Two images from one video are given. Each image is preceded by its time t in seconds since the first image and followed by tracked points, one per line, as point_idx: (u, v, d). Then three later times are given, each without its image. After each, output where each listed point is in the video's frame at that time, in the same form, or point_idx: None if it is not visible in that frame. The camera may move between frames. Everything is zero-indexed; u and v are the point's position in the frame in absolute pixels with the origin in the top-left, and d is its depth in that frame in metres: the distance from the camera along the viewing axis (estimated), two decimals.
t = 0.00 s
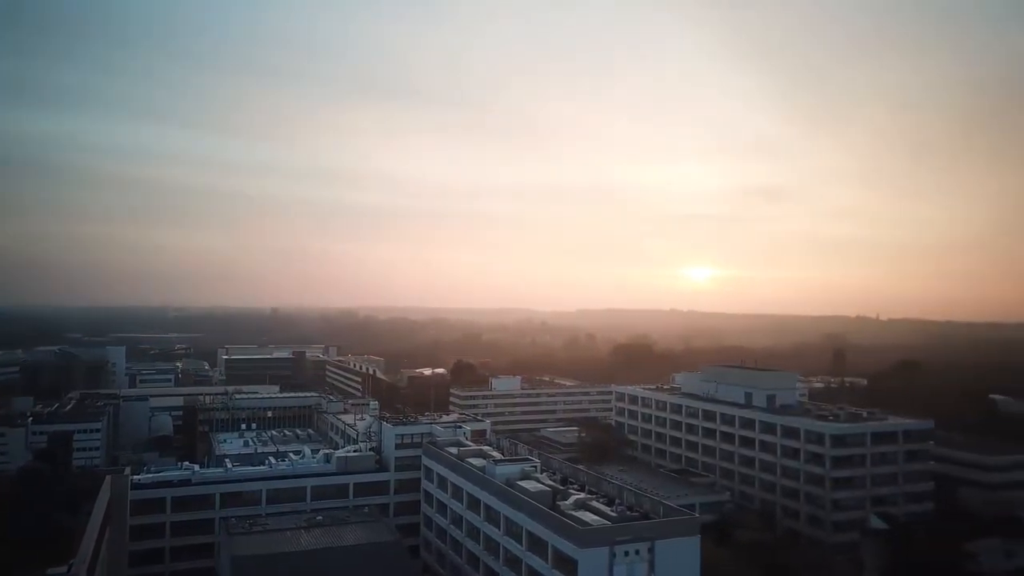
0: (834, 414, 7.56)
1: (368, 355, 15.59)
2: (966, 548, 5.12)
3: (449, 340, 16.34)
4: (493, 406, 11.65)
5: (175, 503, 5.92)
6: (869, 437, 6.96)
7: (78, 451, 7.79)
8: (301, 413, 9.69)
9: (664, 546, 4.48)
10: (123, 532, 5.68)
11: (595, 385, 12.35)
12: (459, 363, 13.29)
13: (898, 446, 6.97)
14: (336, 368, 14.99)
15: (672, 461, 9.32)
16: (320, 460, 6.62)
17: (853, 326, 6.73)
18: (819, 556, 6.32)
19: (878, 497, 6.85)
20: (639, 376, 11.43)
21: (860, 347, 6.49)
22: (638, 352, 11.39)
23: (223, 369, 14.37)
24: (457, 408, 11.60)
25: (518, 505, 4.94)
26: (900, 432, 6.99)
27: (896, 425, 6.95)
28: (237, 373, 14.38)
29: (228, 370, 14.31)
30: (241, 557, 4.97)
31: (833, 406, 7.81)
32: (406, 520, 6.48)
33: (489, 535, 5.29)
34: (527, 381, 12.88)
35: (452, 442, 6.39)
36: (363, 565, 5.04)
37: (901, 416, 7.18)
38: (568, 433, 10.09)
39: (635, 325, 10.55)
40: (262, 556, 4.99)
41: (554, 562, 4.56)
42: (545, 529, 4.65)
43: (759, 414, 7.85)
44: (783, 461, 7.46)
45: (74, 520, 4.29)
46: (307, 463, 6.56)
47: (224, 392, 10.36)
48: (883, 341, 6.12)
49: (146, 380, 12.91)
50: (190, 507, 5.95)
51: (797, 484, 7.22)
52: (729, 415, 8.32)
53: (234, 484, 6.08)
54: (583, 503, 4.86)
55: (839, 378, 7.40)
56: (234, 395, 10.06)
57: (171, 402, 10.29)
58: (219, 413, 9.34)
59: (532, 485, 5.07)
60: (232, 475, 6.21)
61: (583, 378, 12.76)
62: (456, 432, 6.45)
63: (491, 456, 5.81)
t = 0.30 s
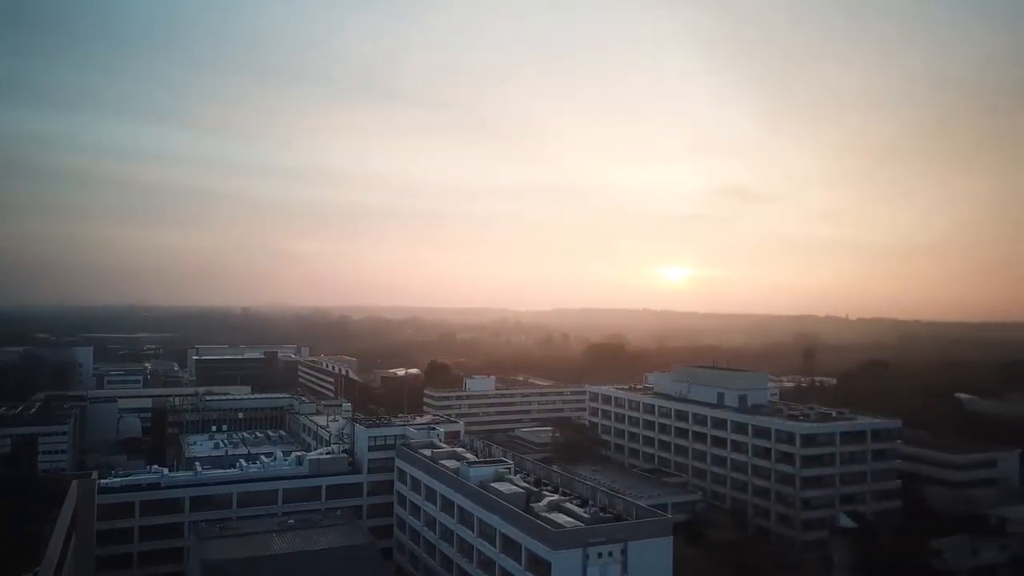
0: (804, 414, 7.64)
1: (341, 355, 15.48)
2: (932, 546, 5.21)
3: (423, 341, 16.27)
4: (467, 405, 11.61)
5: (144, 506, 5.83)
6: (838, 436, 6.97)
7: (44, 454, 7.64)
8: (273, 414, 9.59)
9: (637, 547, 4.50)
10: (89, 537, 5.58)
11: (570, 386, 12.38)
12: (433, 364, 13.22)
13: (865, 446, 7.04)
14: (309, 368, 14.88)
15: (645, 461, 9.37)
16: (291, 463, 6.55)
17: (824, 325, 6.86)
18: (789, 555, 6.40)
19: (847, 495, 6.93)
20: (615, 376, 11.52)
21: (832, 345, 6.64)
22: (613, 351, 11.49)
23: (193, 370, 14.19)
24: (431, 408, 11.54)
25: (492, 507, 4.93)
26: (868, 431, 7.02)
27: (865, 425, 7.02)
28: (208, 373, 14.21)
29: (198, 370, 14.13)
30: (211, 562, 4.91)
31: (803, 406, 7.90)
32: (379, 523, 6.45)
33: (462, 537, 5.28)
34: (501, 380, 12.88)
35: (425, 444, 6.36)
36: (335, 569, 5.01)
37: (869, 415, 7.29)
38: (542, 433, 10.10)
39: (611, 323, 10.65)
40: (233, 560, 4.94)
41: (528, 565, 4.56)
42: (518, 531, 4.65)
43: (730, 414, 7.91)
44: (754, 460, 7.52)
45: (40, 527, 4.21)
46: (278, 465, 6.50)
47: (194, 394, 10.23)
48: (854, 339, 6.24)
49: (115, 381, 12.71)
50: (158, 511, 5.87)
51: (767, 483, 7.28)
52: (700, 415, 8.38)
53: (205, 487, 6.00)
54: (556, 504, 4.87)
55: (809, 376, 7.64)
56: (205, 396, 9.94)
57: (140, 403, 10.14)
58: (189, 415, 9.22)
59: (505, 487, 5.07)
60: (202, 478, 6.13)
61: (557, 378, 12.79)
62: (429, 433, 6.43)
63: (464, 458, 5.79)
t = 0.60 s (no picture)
0: (774, 413, 7.73)
1: (314, 356, 15.37)
2: (899, 544, 5.30)
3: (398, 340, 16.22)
4: (440, 407, 11.57)
5: (112, 511, 5.74)
6: (807, 436, 7.07)
7: (7, 458, 7.49)
8: (244, 416, 9.49)
9: (610, 548, 4.53)
10: (54, 543, 5.48)
11: (544, 386, 12.44)
12: (406, 364, 13.15)
13: (834, 445, 7.14)
14: (281, 369, 14.76)
15: (618, 461, 9.42)
16: (262, 465, 6.49)
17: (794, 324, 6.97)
18: (759, 553, 6.47)
19: (816, 494, 7.03)
20: (588, 376, 11.57)
21: (800, 344, 6.76)
22: (586, 351, 11.55)
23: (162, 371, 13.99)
24: (404, 409, 11.50)
25: (465, 509, 4.93)
26: (836, 431, 7.14)
27: (834, 424, 7.13)
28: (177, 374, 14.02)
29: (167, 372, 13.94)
30: (180, 567, 4.84)
31: (773, 406, 7.99)
32: (352, 525, 6.41)
33: (436, 539, 5.27)
34: (476, 381, 12.88)
35: (398, 446, 6.33)
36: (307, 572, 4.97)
37: (837, 415, 7.40)
38: (516, 434, 10.11)
39: (584, 324, 10.69)
40: (203, 565, 4.88)
41: (501, 567, 4.56)
42: (491, 533, 4.65)
43: (702, 414, 7.97)
44: (726, 460, 7.60)
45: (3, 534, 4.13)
46: (249, 468, 6.43)
47: (163, 396, 10.09)
48: (822, 338, 6.32)
49: (82, 384, 12.49)
50: (125, 515, 5.78)
51: (738, 483, 7.36)
52: (672, 415, 8.44)
53: (174, 491, 5.92)
54: (530, 506, 4.87)
55: (780, 376, 7.87)
56: (174, 398, 9.80)
57: (107, 406, 9.98)
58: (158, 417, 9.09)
59: (479, 489, 5.06)
60: (171, 481, 6.05)
61: (531, 379, 12.83)
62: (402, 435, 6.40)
63: (437, 460, 5.78)
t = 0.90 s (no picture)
0: (745, 413, 7.81)
1: (286, 357, 15.23)
2: (868, 543, 5.38)
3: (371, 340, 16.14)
4: (414, 408, 11.53)
5: (78, 517, 5.64)
6: (778, 436, 7.14)
7: None
8: (215, 418, 9.38)
9: (583, 550, 4.54)
10: (18, 550, 5.37)
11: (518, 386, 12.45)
12: (379, 364, 13.07)
13: (804, 445, 7.23)
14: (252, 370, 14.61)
15: (592, 461, 9.45)
16: (233, 468, 6.42)
17: (764, 323, 7.03)
18: (731, 552, 6.52)
19: (786, 493, 7.11)
20: (561, 376, 11.60)
21: (771, 344, 6.84)
22: (560, 352, 11.58)
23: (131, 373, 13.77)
24: (377, 410, 11.44)
25: (438, 512, 4.91)
26: (806, 430, 7.23)
27: (804, 424, 7.21)
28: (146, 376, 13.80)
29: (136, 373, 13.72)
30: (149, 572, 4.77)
31: (744, 406, 8.06)
32: (324, 529, 6.36)
33: (409, 542, 5.24)
34: (450, 381, 12.86)
35: (371, 449, 6.29)
36: None
37: (807, 415, 7.49)
38: (489, 435, 10.10)
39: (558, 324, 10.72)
40: (173, 570, 4.81)
41: (475, 570, 4.56)
42: (465, 537, 4.64)
43: (675, 415, 8.02)
44: (698, 460, 7.65)
45: None
46: (220, 471, 6.36)
47: (131, 397, 9.94)
48: (793, 338, 6.40)
49: (47, 386, 12.25)
50: (91, 521, 5.67)
51: (710, 483, 7.41)
52: (645, 415, 8.48)
53: (143, 496, 5.83)
54: (504, 509, 4.87)
55: (751, 376, 8.08)
56: (143, 400, 9.66)
57: (74, 408, 9.80)
58: (126, 420, 8.95)
59: (452, 492, 5.05)
60: (139, 485, 5.96)
61: (505, 379, 12.83)
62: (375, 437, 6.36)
63: (411, 463, 5.75)
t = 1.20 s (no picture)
0: (717, 414, 7.88)
1: (258, 358, 15.07)
2: (837, 542, 5.46)
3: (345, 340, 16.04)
4: (387, 409, 11.47)
5: (43, 522, 5.54)
6: (749, 436, 7.21)
7: None
8: (184, 420, 9.26)
9: (556, 552, 4.56)
10: None
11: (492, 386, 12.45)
12: (352, 364, 12.98)
13: (774, 444, 7.30)
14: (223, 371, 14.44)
15: (565, 461, 9.48)
16: (203, 472, 6.33)
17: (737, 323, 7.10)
18: (703, 552, 6.58)
19: (757, 492, 7.19)
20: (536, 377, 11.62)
21: (744, 343, 6.91)
22: (534, 352, 11.60)
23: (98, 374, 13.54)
24: (350, 411, 11.36)
25: (411, 515, 4.88)
26: (777, 430, 7.31)
27: (774, 424, 7.29)
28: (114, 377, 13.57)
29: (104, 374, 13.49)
30: None
31: (716, 406, 8.14)
32: (296, 532, 6.31)
33: (382, 545, 5.22)
34: (424, 381, 12.82)
35: (344, 451, 6.25)
36: None
37: (778, 415, 7.57)
38: (463, 436, 10.07)
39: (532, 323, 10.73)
40: None
41: (448, 573, 4.55)
42: (438, 540, 4.62)
43: (648, 415, 8.07)
44: (670, 460, 7.70)
45: None
46: (189, 474, 6.27)
47: (98, 399, 9.77)
48: (765, 337, 6.47)
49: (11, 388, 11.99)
50: (57, 526, 5.56)
51: (682, 482, 7.46)
52: (618, 416, 8.52)
53: (110, 500, 5.74)
54: (477, 511, 4.87)
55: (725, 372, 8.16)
56: (110, 402, 9.50)
57: (39, 410, 9.61)
58: (93, 422, 8.80)
59: (426, 495, 5.03)
60: (107, 490, 5.86)
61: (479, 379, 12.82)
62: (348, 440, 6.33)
63: (384, 465, 5.72)
